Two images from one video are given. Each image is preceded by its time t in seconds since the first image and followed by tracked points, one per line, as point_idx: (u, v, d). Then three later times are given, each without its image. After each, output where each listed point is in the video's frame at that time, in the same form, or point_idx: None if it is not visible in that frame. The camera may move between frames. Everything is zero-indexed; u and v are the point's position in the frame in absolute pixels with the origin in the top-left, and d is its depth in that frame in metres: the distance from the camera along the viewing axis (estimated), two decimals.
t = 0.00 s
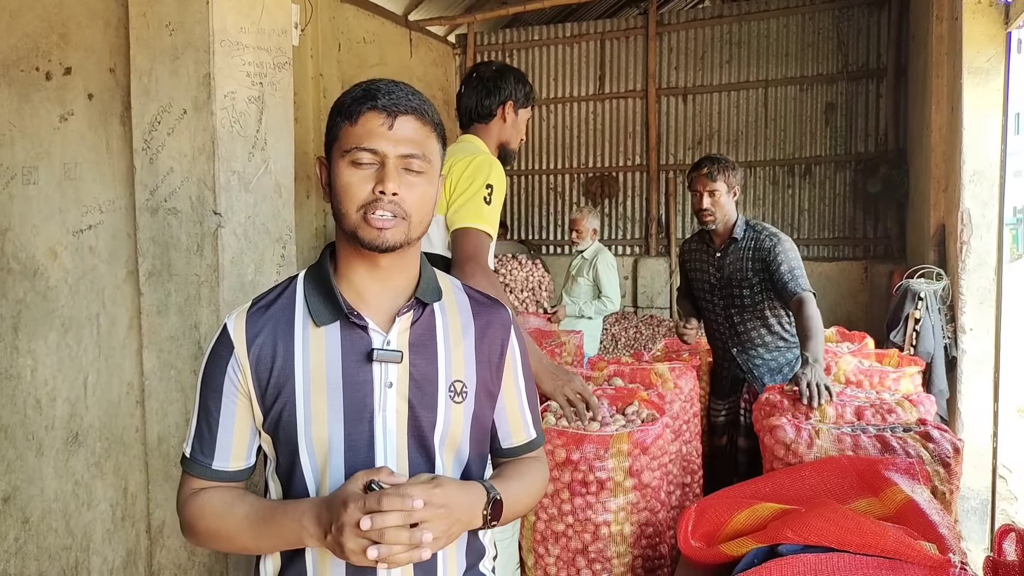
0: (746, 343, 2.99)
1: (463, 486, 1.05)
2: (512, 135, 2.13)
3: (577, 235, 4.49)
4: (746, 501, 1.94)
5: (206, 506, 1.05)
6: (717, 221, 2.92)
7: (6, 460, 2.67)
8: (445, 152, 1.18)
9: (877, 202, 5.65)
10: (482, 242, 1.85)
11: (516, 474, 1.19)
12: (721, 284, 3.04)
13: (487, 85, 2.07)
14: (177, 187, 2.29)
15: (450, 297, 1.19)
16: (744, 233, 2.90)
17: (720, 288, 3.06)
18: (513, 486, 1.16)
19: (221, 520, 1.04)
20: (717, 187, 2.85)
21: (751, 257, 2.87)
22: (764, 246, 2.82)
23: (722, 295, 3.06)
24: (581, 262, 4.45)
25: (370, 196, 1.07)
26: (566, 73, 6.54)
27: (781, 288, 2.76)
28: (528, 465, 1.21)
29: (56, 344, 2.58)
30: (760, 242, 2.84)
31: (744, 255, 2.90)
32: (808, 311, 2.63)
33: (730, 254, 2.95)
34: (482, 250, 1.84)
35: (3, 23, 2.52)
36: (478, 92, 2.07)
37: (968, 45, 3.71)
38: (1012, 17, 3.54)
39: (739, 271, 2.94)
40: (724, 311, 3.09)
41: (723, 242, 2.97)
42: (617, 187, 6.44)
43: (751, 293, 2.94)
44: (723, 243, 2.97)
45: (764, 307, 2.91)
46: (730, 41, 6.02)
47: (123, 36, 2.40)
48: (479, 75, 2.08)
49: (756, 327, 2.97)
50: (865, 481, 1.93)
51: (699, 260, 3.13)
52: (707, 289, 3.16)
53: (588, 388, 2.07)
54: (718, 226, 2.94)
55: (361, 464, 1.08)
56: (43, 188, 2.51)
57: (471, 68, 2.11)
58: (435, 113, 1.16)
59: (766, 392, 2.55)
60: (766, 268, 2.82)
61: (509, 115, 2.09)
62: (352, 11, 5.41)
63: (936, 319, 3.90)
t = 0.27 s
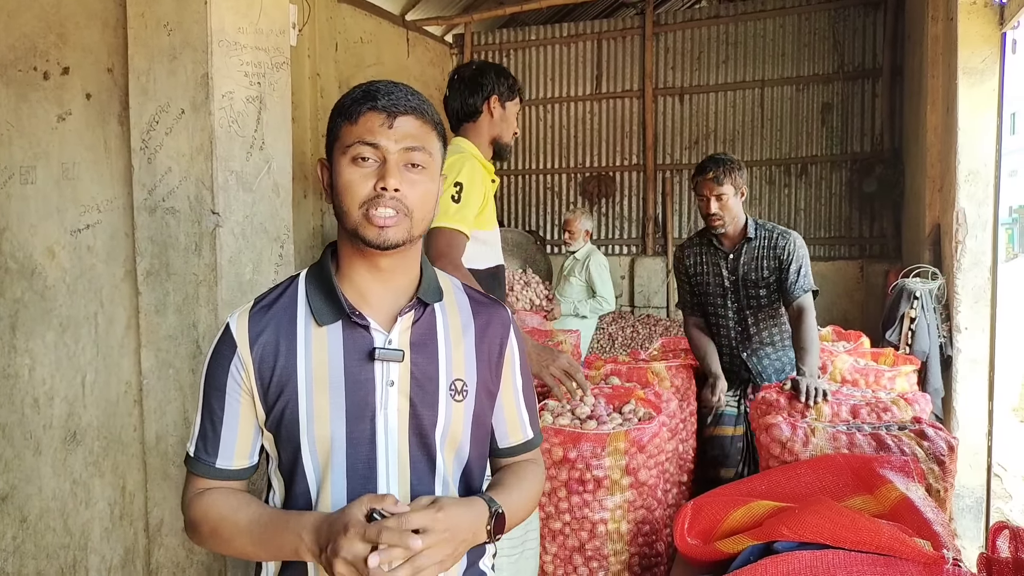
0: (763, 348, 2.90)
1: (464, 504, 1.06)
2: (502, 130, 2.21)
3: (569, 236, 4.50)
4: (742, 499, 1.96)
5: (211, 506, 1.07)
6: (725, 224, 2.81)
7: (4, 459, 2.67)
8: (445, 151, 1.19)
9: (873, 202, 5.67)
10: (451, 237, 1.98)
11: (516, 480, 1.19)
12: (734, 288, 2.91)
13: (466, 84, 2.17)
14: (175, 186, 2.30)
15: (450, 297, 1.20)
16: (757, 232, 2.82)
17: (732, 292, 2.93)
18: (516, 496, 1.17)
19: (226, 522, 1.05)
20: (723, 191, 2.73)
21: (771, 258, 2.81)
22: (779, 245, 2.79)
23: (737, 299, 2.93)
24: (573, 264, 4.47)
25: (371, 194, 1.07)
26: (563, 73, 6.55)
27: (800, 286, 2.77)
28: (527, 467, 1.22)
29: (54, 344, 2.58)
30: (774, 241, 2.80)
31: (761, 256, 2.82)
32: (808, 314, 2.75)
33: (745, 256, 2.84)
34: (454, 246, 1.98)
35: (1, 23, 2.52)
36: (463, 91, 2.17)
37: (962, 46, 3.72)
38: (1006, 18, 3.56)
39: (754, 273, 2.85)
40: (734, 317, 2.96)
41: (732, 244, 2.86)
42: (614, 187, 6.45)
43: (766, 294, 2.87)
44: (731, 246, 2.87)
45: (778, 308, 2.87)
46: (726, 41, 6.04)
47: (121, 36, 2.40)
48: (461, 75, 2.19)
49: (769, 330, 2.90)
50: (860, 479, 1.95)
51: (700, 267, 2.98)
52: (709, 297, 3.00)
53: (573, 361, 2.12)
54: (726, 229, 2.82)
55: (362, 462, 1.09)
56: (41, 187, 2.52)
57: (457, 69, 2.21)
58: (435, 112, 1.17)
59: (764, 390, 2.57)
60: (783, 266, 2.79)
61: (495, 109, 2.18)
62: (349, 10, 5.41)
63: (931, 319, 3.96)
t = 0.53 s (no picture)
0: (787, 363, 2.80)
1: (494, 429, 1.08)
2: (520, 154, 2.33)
3: (559, 236, 4.52)
4: (742, 498, 1.96)
5: (214, 499, 1.07)
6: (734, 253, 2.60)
7: (6, 458, 2.68)
8: (453, 150, 1.20)
9: (873, 203, 5.68)
10: (456, 263, 2.02)
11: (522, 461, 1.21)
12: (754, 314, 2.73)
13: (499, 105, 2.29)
14: (178, 186, 2.30)
15: (456, 297, 1.20)
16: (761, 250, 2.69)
17: (753, 319, 2.74)
18: (532, 462, 1.19)
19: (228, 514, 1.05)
20: (725, 227, 2.52)
21: (785, 272, 2.70)
22: (787, 256, 2.71)
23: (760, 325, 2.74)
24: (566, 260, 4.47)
25: (380, 192, 1.08)
26: (563, 73, 6.56)
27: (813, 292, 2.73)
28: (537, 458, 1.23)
29: (56, 343, 2.59)
30: (782, 253, 2.71)
31: (775, 274, 2.69)
32: (825, 320, 2.74)
33: (760, 280, 2.68)
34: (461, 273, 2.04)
35: (3, 22, 2.52)
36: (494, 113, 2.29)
37: (962, 46, 3.73)
38: (1006, 19, 3.57)
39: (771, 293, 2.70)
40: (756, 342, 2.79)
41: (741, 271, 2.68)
42: (614, 187, 6.46)
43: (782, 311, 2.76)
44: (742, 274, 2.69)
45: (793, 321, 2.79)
46: (727, 42, 6.05)
47: (123, 35, 2.41)
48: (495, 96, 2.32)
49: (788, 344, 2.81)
50: (859, 479, 1.96)
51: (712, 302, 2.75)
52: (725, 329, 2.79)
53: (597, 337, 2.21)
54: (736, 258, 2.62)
55: (367, 459, 1.09)
56: (44, 186, 2.52)
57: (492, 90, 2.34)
58: (443, 112, 1.18)
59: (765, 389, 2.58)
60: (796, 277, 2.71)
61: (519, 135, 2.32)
62: (350, 10, 5.42)
63: (931, 320, 3.96)
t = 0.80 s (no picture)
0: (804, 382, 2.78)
1: (504, 467, 1.10)
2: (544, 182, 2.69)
3: (554, 238, 4.55)
4: (742, 499, 1.97)
5: (220, 500, 1.07)
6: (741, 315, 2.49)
7: (8, 458, 2.69)
8: (454, 152, 1.21)
9: (873, 204, 5.69)
10: (496, 263, 2.31)
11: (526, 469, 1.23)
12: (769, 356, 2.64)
13: (535, 134, 2.59)
14: (180, 187, 2.31)
15: (460, 298, 1.21)
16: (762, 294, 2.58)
17: (769, 361, 2.65)
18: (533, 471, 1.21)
19: (234, 514, 1.06)
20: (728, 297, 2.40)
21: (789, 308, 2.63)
22: (787, 287, 2.63)
23: (776, 363, 2.67)
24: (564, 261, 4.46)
25: (381, 194, 1.09)
26: (564, 74, 6.56)
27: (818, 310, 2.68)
28: (537, 464, 1.25)
29: (58, 344, 2.59)
30: (782, 288, 2.63)
31: (780, 311, 2.61)
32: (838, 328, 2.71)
33: (770, 327, 2.58)
34: (501, 273, 2.32)
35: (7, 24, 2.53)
36: (532, 140, 2.59)
37: (962, 48, 3.74)
38: (1006, 20, 3.58)
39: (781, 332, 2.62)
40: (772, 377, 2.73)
41: (748, 325, 2.57)
42: (614, 188, 6.47)
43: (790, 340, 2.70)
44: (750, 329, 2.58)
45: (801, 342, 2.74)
46: (727, 43, 6.06)
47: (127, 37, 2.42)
48: (532, 126, 2.60)
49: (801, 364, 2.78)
50: (860, 479, 1.96)
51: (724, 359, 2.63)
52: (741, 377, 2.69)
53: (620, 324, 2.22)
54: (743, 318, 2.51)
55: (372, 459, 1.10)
56: (46, 187, 2.53)
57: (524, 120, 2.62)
58: (444, 114, 1.19)
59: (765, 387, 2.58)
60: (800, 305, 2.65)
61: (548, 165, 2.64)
62: (351, 12, 5.43)
63: (931, 320, 3.91)
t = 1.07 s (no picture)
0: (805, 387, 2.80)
1: (479, 484, 1.09)
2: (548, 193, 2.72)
3: (550, 241, 4.51)
4: (739, 499, 1.97)
5: (221, 499, 1.08)
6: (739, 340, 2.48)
7: (5, 460, 2.68)
8: (454, 152, 1.21)
9: (870, 205, 5.70)
10: (528, 279, 2.31)
11: (524, 471, 1.23)
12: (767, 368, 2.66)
13: (543, 147, 2.60)
14: (178, 188, 2.31)
15: (460, 300, 1.21)
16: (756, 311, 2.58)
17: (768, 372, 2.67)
18: (529, 476, 1.22)
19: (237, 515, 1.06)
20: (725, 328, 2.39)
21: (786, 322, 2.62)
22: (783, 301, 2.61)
23: (774, 372, 2.68)
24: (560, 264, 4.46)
25: (380, 196, 1.09)
26: (561, 75, 6.57)
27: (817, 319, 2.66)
28: (534, 465, 1.25)
29: (55, 345, 2.59)
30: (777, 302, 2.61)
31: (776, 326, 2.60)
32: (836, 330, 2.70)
33: (766, 343, 2.58)
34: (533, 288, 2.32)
35: (4, 25, 2.53)
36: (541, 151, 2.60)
37: (958, 49, 3.76)
38: (1001, 22, 3.60)
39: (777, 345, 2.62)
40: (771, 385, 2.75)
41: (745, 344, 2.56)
42: (612, 189, 6.47)
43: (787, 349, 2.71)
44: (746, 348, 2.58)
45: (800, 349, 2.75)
46: (723, 44, 6.07)
47: (124, 39, 2.42)
48: (539, 138, 2.61)
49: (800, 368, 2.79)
50: (857, 480, 1.97)
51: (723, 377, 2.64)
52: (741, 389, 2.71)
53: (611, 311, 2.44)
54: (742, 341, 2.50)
55: (372, 460, 1.10)
56: (44, 189, 2.53)
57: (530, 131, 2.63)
58: (442, 114, 1.19)
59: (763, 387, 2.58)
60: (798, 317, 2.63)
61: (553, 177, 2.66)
62: (348, 13, 5.42)
63: (927, 321, 3.88)
